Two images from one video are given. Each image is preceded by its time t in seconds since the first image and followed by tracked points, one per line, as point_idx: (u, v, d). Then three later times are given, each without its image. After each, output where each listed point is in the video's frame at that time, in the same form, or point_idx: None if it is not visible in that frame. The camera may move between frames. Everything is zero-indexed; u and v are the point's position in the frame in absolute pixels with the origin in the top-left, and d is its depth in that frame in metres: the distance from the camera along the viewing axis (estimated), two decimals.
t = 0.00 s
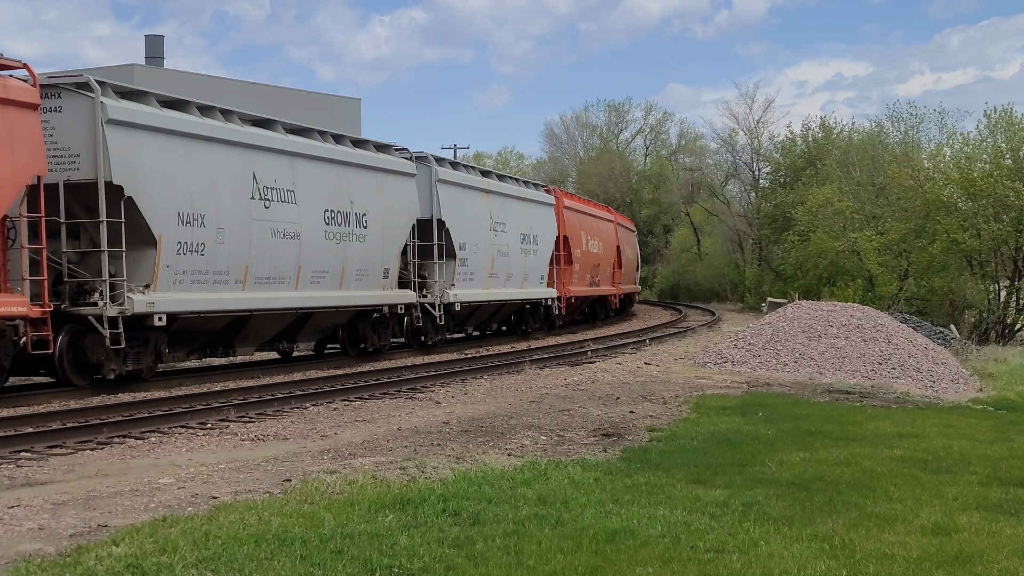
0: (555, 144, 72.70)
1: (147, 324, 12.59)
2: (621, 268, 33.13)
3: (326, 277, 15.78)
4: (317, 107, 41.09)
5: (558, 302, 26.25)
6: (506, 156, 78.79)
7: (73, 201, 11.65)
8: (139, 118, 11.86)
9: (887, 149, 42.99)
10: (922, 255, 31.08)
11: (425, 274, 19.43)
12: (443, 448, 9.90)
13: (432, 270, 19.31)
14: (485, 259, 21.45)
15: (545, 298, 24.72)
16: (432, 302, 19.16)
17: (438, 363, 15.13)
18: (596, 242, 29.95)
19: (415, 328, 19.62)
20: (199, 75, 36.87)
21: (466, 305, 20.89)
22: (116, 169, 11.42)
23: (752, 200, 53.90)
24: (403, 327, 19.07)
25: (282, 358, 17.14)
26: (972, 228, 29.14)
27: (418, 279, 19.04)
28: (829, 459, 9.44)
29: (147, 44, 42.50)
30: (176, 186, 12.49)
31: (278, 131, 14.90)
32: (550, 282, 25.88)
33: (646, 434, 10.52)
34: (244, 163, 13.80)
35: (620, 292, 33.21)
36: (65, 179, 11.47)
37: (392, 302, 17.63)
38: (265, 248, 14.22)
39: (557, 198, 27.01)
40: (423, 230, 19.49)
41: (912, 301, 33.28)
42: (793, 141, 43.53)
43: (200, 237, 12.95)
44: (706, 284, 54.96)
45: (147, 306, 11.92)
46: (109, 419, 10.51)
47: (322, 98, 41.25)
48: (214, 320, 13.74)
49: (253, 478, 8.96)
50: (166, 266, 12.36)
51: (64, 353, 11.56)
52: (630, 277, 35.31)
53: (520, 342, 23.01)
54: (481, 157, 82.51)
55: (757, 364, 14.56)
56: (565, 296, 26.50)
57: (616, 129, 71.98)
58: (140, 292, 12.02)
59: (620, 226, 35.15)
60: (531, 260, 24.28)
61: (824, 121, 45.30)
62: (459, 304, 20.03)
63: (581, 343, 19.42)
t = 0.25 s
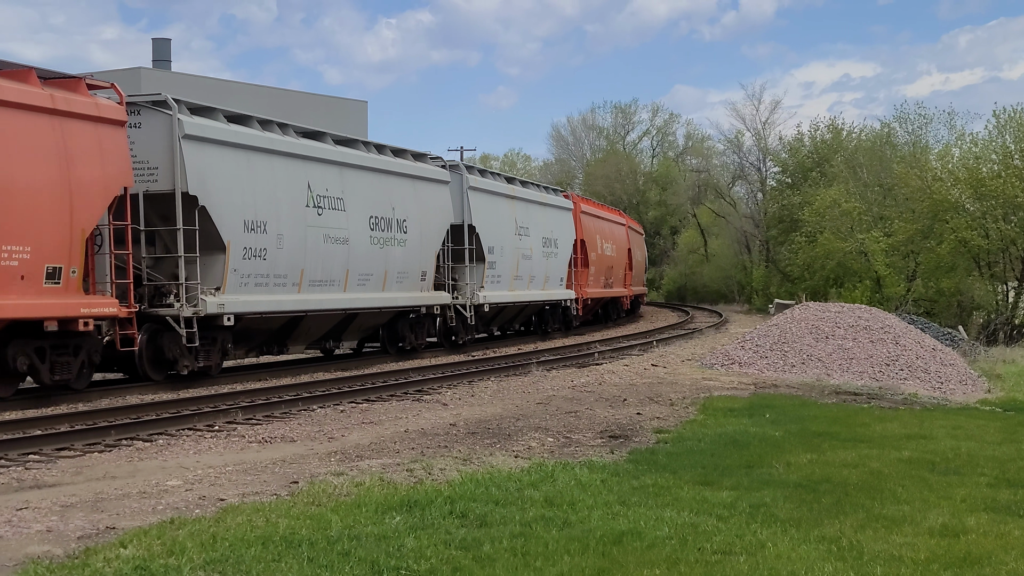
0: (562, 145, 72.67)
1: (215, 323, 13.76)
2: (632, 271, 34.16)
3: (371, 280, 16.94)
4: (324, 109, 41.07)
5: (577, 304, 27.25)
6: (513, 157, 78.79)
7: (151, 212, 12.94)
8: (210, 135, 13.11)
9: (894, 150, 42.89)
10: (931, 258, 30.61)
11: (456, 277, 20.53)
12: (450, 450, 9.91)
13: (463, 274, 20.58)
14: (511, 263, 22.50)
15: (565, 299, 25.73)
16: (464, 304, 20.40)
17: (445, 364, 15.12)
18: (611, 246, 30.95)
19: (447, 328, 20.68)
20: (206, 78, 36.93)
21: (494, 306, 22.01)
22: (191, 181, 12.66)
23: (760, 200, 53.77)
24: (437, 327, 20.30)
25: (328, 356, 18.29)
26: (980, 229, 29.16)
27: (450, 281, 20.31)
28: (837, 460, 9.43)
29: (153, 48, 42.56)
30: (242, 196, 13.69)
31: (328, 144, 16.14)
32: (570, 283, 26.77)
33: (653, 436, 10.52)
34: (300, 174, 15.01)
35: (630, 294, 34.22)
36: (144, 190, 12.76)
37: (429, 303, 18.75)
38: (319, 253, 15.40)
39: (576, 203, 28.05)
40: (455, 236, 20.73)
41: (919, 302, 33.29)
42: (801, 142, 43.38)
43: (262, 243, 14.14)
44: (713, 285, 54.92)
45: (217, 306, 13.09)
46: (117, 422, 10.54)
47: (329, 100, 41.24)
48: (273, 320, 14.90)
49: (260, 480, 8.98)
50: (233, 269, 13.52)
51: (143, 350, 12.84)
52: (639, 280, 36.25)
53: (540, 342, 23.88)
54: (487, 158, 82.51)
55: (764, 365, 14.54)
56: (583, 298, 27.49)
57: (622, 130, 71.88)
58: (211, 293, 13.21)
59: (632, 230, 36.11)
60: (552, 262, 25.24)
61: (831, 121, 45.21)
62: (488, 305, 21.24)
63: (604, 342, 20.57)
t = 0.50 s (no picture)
0: (570, 144, 72.60)
1: (277, 321, 14.58)
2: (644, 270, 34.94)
3: (414, 280, 17.82)
4: (334, 109, 41.14)
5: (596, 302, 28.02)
6: (523, 156, 78.83)
7: (219, 216, 13.75)
8: (274, 145, 13.98)
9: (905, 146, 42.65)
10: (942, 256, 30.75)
11: (488, 277, 21.33)
12: (460, 449, 9.91)
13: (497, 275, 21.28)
14: (538, 263, 23.30)
15: (586, 297, 26.55)
16: (497, 303, 21.15)
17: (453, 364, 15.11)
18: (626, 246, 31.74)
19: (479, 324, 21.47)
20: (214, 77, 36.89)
21: (523, 305, 22.75)
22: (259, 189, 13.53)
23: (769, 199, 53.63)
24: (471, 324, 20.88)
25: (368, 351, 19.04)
26: (991, 226, 29.23)
27: (484, 280, 20.99)
28: (847, 459, 9.41)
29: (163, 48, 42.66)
30: (302, 202, 14.56)
31: (374, 150, 16.99)
32: (589, 283, 27.45)
33: (663, 434, 10.51)
34: (351, 180, 15.89)
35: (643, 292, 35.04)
36: (215, 197, 13.60)
37: (465, 301, 19.59)
38: (369, 255, 16.28)
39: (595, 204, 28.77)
40: (487, 237, 21.51)
41: (930, 301, 33.15)
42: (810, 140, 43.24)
43: (320, 246, 15.00)
44: (722, 283, 54.95)
45: (281, 306, 13.92)
46: (127, 421, 10.56)
47: (338, 100, 41.29)
48: (327, 318, 15.73)
49: (270, 479, 8.98)
50: (294, 271, 14.36)
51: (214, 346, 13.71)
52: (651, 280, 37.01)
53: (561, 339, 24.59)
54: (497, 157, 82.51)
55: (774, 364, 14.52)
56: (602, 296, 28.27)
57: (631, 129, 71.68)
58: (276, 293, 14.04)
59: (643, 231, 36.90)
60: (573, 262, 26.02)
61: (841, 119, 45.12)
62: (518, 305, 22.10)
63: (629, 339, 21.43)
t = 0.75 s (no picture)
0: (580, 143, 72.64)
1: (331, 318, 15.62)
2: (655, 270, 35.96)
3: (452, 279, 18.89)
4: (343, 109, 41.21)
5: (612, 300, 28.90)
6: (532, 155, 78.91)
7: (280, 220, 14.88)
8: (330, 153, 15.06)
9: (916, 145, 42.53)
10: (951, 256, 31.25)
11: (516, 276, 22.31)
12: (469, 448, 9.90)
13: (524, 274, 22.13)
14: (562, 263, 24.25)
15: (605, 296, 27.49)
16: (524, 302, 22.06)
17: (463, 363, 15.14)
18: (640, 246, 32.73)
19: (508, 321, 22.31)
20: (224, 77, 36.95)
21: (548, 303, 23.65)
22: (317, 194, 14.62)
23: (778, 197, 53.53)
24: (501, 321, 21.74)
25: (404, 347, 20.04)
26: (1002, 225, 29.44)
27: (512, 279, 21.95)
28: (857, 457, 9.40)
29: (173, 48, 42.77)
30: (354, 206, 15.61)
31: (415, 157, 18.04)
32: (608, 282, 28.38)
33: (673, 433, 10.49)
34: (396, 185, 16.94)
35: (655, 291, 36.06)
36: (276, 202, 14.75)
37: (498, 300, 20.58)
38: (412, 255, 17.33)
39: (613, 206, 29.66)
40: (516, 238, 22.42)
41: (940, 299, 33.11)
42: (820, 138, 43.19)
43: (370, 246, 16.02)
44: (732, 282, 54.95)
45: (337, 303, 14.97)
46: (137, 421, 10.58)
47: (347, 99, 41.35)
48: (374, 314, 16.73)
49: (280, 479, 8.99)
50: (347, 270, 15.41)
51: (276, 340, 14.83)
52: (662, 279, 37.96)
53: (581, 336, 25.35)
54: (505, 156, 82.58)
55: (783, 363, 14.50)
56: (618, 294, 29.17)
57: (640, 128, 71.61)
58: (331, 292, 15.10)
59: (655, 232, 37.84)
60: (594, 261, 26.87)
61: (850, 117, 45.05)
62: (544, 302, 23.05)
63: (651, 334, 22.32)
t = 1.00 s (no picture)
0: (586, 143, 72.65)
1: (377, 317, 16.40)
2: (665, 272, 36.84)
3: (484, 280, 19.69)
4: (349, 109, 41.28)
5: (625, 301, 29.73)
6: (538, 156, 79.00)
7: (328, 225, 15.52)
8: (377, 160, 15.85)
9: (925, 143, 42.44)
10: (958, 255, 31.57)
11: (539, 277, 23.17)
12: (475, 449, 9.91)
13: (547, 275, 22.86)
14: (581, 264, 25.12)
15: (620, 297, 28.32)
16: (546, 302, 22.78)
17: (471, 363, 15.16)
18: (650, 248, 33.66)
19: (532, 320, 23.11)
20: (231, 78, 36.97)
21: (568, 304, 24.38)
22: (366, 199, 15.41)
23: (784, 197, 53.44)
24: (526, 320, 22.64)
25: (434, 345, 20.80)
26: (1010, 227, 29.61)
27: (536, 280, 22.78)
28: (863, 458, 9.39)
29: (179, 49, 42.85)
30: (398, 209, 16.38)
31: (449, 164, 18.86)
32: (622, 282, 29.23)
33: (679, 434, 10.50)
34: (434, 191, 17.79)
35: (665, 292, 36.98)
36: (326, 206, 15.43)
37: (525, 299, 21.39)
38: (448, 256, 18.13)
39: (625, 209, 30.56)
40: (539, 240, 23.19)
41: (947, 299, 32.85)
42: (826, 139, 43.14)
43: (411, 249, 16.84)
44: (738, 282, 54.95)
45: (383, 302, 15.72)
46: (144, 422, 10.60)
47: (353, 101, 41.41)
48: (414, 314, 17.57)
49: (287, 480, 9.00)
50: (391, 271, 16.17)
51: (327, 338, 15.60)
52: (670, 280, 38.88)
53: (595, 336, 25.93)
54: (511, 157, 82.59)
55: (789, 363, 14.50)
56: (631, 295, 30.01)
57: (646, 129, 71.54)
58: (378, 292, 15.86)
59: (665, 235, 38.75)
60: (609, 263, 27.59)
61: (856, 117, 45.04)
62: (564, 303, 23.82)
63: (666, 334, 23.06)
